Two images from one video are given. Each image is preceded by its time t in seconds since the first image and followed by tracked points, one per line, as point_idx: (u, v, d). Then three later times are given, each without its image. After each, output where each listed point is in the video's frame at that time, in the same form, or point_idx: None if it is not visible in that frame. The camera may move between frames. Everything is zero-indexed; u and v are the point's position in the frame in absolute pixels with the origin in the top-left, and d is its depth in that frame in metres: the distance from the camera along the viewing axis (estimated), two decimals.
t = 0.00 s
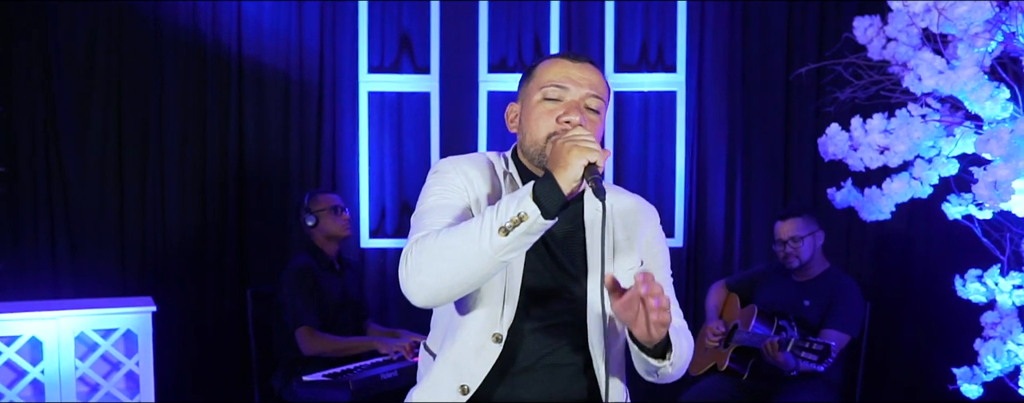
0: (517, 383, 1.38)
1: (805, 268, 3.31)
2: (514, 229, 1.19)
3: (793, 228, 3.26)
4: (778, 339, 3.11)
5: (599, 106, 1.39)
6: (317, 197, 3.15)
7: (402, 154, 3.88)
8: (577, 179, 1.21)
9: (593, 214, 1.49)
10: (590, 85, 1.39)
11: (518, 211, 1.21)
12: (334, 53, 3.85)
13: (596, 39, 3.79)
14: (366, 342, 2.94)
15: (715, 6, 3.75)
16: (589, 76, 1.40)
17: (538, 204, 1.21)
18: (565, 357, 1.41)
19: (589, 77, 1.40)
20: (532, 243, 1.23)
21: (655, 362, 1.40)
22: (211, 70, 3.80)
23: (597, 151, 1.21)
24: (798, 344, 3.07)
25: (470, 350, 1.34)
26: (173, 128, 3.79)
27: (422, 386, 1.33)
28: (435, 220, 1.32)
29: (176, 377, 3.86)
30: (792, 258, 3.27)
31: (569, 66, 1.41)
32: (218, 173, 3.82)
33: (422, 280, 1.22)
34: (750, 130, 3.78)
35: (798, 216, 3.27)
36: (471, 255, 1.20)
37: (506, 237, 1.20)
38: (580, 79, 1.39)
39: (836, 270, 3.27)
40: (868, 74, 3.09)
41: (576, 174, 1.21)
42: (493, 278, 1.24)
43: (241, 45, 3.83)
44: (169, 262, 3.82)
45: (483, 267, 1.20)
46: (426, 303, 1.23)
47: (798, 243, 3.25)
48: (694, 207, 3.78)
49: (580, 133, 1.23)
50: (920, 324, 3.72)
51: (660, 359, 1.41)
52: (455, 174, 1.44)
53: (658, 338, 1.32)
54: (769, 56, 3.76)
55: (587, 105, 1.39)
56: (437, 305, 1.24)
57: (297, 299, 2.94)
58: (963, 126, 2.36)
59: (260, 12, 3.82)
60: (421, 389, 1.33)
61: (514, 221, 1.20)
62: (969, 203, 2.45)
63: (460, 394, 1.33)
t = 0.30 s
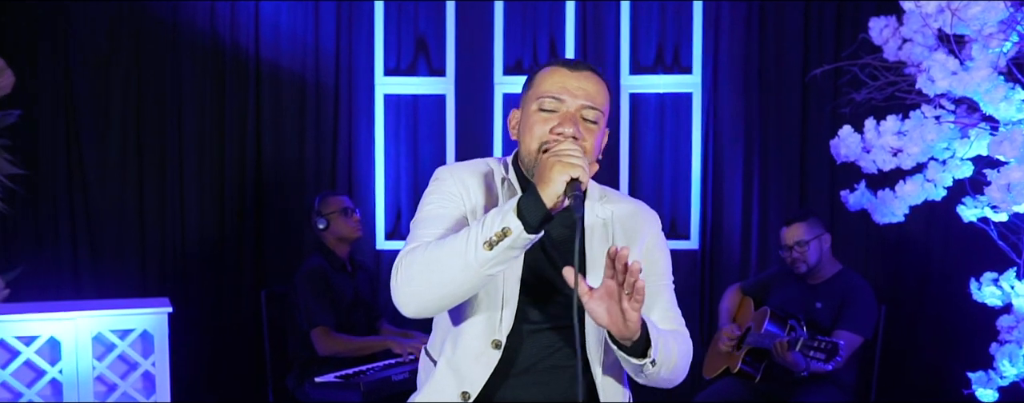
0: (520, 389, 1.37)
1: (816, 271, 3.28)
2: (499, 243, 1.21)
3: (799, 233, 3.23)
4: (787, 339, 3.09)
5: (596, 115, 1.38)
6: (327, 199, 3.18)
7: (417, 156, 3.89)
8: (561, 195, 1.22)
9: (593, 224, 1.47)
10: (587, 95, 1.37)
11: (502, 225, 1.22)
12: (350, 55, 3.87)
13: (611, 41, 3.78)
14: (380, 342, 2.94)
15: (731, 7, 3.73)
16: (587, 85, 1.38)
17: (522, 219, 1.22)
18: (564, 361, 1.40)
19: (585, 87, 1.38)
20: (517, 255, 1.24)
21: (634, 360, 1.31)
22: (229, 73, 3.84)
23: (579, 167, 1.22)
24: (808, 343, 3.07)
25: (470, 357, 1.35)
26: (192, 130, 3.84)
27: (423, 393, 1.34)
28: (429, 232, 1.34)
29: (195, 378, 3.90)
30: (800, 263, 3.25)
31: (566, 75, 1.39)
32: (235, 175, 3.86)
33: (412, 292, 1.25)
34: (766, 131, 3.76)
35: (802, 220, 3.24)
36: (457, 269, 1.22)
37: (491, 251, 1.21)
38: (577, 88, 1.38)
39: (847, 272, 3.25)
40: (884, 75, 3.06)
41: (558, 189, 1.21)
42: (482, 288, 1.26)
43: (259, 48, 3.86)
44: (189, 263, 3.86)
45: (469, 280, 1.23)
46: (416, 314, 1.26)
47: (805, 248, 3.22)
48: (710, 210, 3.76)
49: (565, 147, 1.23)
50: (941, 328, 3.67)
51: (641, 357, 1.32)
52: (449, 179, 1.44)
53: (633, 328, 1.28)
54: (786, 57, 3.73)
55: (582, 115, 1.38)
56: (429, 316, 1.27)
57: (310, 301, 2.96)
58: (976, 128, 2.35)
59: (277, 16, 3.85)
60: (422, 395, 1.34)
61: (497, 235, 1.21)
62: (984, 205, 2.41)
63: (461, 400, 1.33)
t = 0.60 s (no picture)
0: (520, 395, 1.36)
1: (827, 274, 3.27)
2: (485, 256, 1.22)
3: (810, 237, 3.23)
4: (796, 340, 3.11)
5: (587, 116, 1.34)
6: (337, 202, 3.22)
7: (432, 158, 3.90)
8: (544, 205, 1.20)
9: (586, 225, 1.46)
10: (575, 97, 1.34)
11: (487, 237, 1.23)
12: (365, 57, 3.88)
13: (626, 43, 3.78)
14: (390, 347, 2.95)
15: (746, 7, 3.72)
16: (573, 86, 1.34)
17: (506, 231, 1.22)
18: (560, 363, 1.40)
19: (572, 88, 1.34)
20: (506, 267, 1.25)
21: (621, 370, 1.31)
22: (246, 76, 3.87)
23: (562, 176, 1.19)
24: (816, 344, 3.07)
25: (469, 363, 1.35)
26: (209, 133, 3.88)
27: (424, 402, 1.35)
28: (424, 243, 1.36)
29: (212, 377, 3.94)
30: (811, 267, 3.24)
31: (551, 79, 1.35)
32: (252, 177, 3.89)
33: (404, 305, 1.27)
34: (782, 132, 3.74)
35: (812, 224, 3.24)
36: (445, 282, 1.24)
37: (477, 264, 1.23)
38: (564, 92, 1.34)
39: (859, 275, 3.23)
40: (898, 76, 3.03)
41: (542, 201, 1.20)
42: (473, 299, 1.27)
43: (275, 51, 3.89)
44: (206, 264, 3.90)
45: (458, 292, 1.24)
46: (410, 324, 1.29)
47: (815, 251, 3.21)
48: (725, 212, 3.74)
49: (550, 157, 1.20)
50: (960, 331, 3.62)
51: (628, 367, 1.32)
52: (442, 187, 1.45)
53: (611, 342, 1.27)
54: (802, 58, 3.71)
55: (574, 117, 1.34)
56: (423, 326, 1.29)
57: (321, 304, 2.99)
58: (990, 129, 2.25)
59: (293, 20, 3.88)
60: None
61: (483, 247, 1.22)
62: (997, 208, 2.39)
63: None
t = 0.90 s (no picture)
0: (512, 396, 1.37)
1: (842, 275, 3.26)
2: (449, 255, 1.24)
3: (828, 235, 3.20)
4: (810, 344, 3.08)
5: (544, 112, 1.38)
6: (351, 202, 3.24)
7: (446, 158, 3.92)
8: (502, 200, 1.21)
9: (579, 224, 1.51)
10: (530, 95, 1.38)
11: (451, 236, 1.24)
12: (380, 57, 3.90)
13: (639, 43, 3.78)
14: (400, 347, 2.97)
15: (761, 6, 3.70)
16: (529, 84, 1.39)
17: (468, 229, 1.24)
18: (555, 364, 1.41)
19: (527, 85, 1.38)
20: (474, 264, 1.27)
21: (674, 372, 1.37)
22: (262, 76, 3.90)
23: (519, 171, 1.20)
24: (831, 348, 3.03)
25: (456, 365, 1.36)
26: (226, 133, 3.91)
27: None
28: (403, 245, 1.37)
29: (228, 374, 3.98)
30: (828, 265, 3.22)
31: (507, 80, 1.40)
32: (268, 177, 3.92)
33: (380, 309, 1.30)
34: (796, 132, 3.72)
35: (833, 222, 3.21)
36: (415, 283, 1.26)
37: (444, 263, 1.24)
38: (519, 90, 1.38)
39: (874, 276, 3.22)
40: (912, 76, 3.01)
41: (499, 197, 1.21)
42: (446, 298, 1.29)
43: (290, 52, 3.91)
44: (223, 263, 3.94)
45: (428, 293, 1.26)
46: (389, 327, 1.31)
47: (833, 250, 3.19)
48: (739, 211, 3.73)
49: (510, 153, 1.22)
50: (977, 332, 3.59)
51: (681, 369, 1.38)
52: (428, 194, 1.50)
53: (681, 350, 1.34)
54: (816, 58, 3.69)
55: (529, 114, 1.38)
56: (403, 328, 1.32)
57: (332, 303, 3.01)
58: (1003, 129, 2.21)
59: (309, 21, 3.90)
60: None
61: (447, 246, 1.24)
62: (1009, 209, 2.37)
63: None
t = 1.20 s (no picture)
0: (505, 393, 1.40)
1: (856, 276, 3.24)
2: (422, 241, 1.32)
3: (845, 235, 3.19)
4: (822, 350, 3.05)
5: (524, 97, 1.45)
6: (365, 202, 3.26)
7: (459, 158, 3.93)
8: (464, 180, 1.24)
9: (570, 218, 1.53)
10: (509, 81, 1.45)
11: (421, 224, 1.33)
12: (393, 58, 3.91)
13: (652, 43, 3.77)
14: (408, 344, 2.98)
15: (774, 6, 3.68)
16: (507, 73, 1.47)
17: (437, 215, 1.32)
18: (550, 360, 1.43)
19: (506, 74, 1.46)
20: (449, 249, 1.34)
21: (681, 358, 1.38)
22: (277, 76, 3.93)
23: (481, 152, 1.22)
24: (843, 356, 3.01)
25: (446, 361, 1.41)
26: (241, 132, 3.95)
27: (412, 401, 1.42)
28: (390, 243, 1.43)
29: (243, 371, 4.02)
30: (842, 266, 3.20)
31: (487, 73, 1.48)
32: (283, 176, 3.95)
33: (366, 305, 1.38)
34: (810, 132, 3.70)
35: (850, 222, 3.19)
36: (393, 274, 1.35)
37: (418, 251, 1.33)
38: (498, 79, 1.46)
39: (888, 278, 3.20)
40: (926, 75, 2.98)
41: (462, 177, 1.24)
42: (426, 288, 1.37)
43: (305, 53, 3.94)
44: (238, 262, 3.97)
45: (407, 282, 1.35)
46: (377, 324, 1.40)
47: (850, 250, 3.17)
48: (752, 211, 3.72)
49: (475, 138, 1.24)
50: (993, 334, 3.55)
51: (686, 355, 1.38)
52: (420, 197, 1.54)
53: (690, 335, 1.34)
54: (831, 57, 3.67)
55: (510, 100, 1.44)
56: (390, 322, 1.40)
57: (342, 303, 3.03)
58: (1014, 129, 2.19)
59: (323, 23, 3.93)
60: None
61: (418, 234, 1.32)
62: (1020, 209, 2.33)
63: None
